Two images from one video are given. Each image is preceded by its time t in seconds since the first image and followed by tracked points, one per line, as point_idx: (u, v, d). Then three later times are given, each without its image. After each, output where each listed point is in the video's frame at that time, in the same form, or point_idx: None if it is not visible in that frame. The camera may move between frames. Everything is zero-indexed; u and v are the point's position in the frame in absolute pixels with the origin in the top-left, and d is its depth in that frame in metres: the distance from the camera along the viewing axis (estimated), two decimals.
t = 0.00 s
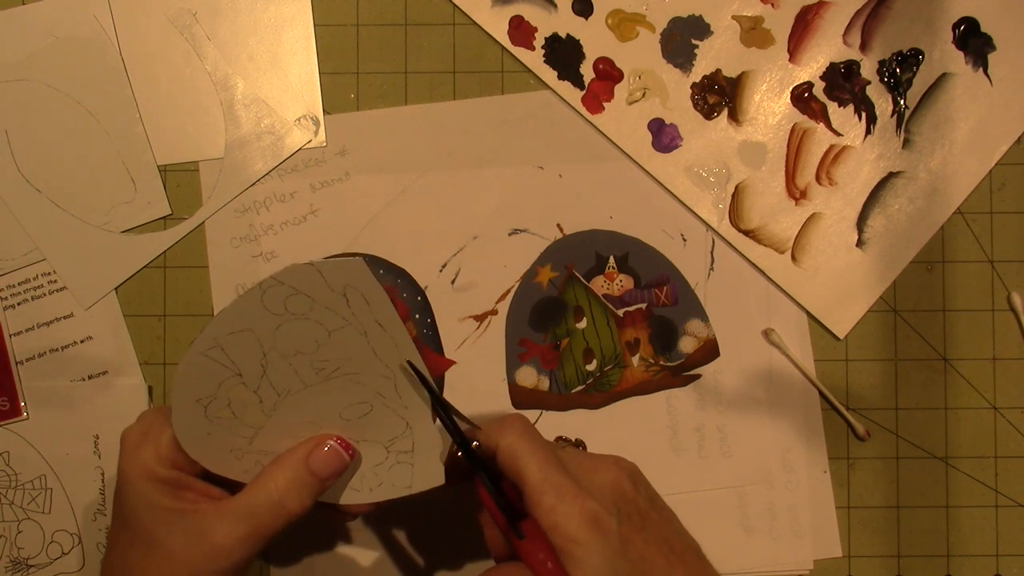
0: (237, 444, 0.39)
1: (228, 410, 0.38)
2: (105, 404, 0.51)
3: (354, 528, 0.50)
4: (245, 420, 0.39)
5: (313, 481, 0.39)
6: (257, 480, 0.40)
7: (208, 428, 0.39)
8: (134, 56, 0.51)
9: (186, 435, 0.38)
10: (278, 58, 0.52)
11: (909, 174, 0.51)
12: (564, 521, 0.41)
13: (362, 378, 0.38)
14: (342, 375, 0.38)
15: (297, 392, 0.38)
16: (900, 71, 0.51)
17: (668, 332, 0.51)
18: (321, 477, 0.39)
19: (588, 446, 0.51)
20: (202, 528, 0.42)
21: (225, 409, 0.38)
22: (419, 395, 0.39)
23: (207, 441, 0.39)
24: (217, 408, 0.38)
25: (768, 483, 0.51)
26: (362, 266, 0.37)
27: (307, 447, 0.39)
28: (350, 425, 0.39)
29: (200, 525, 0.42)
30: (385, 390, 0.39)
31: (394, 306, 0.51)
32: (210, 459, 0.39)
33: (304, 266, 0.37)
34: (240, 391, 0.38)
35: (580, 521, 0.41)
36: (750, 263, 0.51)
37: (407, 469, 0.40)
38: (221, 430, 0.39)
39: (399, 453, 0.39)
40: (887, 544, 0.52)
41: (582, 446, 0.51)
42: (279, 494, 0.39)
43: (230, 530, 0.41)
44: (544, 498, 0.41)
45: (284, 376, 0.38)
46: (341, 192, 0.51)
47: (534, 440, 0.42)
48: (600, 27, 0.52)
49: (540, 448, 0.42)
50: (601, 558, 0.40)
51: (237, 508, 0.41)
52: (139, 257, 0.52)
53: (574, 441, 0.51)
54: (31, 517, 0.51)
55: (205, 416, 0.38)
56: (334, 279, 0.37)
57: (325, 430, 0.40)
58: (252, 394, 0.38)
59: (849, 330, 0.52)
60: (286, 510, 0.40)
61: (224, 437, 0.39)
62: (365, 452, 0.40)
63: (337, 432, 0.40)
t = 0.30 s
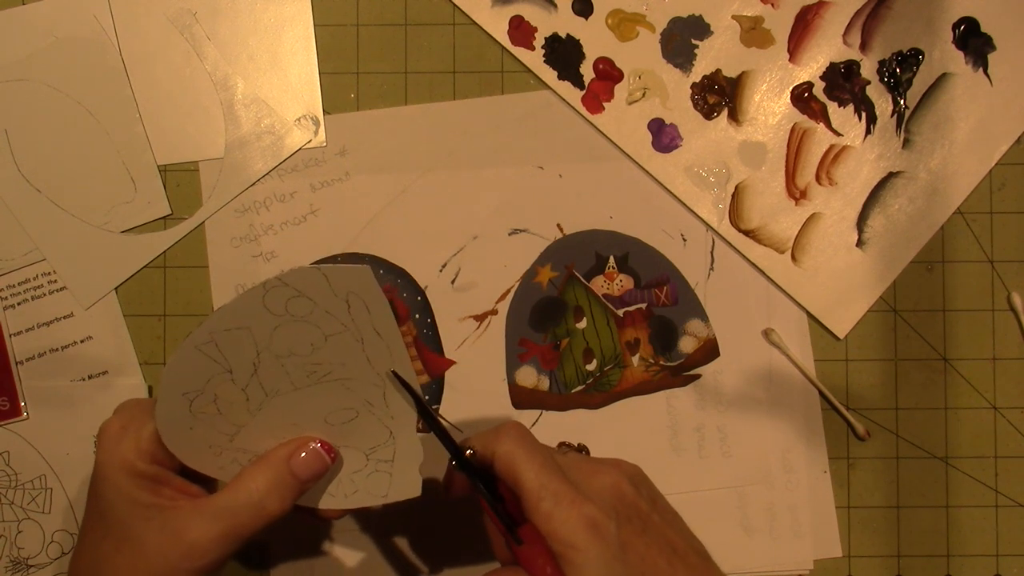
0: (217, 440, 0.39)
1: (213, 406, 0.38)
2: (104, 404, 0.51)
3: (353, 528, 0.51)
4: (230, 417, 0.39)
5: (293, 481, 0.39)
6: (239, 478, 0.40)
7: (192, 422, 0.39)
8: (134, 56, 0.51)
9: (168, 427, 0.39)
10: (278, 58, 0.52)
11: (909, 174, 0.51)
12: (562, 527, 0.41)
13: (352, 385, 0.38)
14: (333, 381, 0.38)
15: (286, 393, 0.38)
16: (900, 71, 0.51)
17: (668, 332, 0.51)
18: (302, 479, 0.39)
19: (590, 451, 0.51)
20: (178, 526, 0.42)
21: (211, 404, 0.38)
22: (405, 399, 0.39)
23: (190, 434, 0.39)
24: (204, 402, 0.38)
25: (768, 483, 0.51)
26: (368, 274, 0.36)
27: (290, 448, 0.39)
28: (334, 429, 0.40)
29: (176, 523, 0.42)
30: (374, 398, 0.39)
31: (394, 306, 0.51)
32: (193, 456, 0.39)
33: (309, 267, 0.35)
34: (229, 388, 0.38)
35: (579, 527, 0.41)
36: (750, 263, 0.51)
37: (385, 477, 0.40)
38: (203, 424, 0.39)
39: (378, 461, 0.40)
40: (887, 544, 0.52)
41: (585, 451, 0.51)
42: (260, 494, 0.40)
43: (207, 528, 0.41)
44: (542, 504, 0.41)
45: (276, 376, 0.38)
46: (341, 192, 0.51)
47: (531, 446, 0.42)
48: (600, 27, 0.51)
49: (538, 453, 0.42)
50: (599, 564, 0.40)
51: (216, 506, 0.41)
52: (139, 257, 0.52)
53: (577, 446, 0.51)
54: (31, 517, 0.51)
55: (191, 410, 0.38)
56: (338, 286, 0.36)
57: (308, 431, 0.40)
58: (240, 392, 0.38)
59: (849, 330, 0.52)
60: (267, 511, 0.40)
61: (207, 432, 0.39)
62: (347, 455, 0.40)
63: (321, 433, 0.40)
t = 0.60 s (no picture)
0: (216, 440, 0.39)
1: (214, 406, 0.38)
2: (104, 404, 0.51)
3: (352, 528, 0.51)
4: (228, 417, 0.39)
5: (289, 484, 0.39)
6: (236, 480, 0.40)
7: (192, 422, 0.39)
8: (134, 56, 0.51)
9: (168, 425, 0.39)
10: (278, 58, 0.52)
11: (909, 174, 0.51)
12: (567, 529, 0.41)
13: (353, 390, 0.38)
14: (334, 386, 0.38)
15: (286, 395, 0.38)
16: (900, 71, 0.51)
17: (668, 332, 0.51)
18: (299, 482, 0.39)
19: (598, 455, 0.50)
20: (175, 526, 0.42)
21: (211, 403, 0.38)
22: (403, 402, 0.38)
23: (190, 434, 0.39)
24: (205, 402, 0.38)
25: (768, 483, 0.51)
26: (374, 279, 0.36)
27: (287, 451, 0.39)
28: (333, 434, 0.39)
29: (173, 524, 0.42)
30: (375, 404, 0.38)
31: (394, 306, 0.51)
32: (190, 455, 0.39)
33: (316, 271, 0.36)
34: (230, 388, 0.38)
35: (586, 529, 0.41)
36: (750, 263, 0.51)
37: (381, 484, 0.40)
38: (203, 424, 0.39)
39: (375, 467, 0.39)
40: (887, 544, 0.52)
41: (592, 451, 0.50)
42: (256, 496, 0.40)
43: (204, 529, 0.41)
44: (548, 506, 0.41)
45: (277, 378, 0.38)
46: (341, 192, 0.52)
47: (536, 449, 0.42)
48: (599, 27, 0.52)
49: (543, 457, 0.42)
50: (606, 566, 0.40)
51: (212, 508, 0.41)
52: (139, 257, 0.52)
53: (583, 447, 0.51)
54: (31, 517, 0.51)
55: (191, 409, 0.38)
56: (343, 289, 0.36)
57: (307, 435, 0.40)
58: (241, 393, 0.38)
59: (849, 330, 0.52)
60: (265, 512, 0.40)
61: (205, 433, 0.39)
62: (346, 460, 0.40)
63: (319, 437, 0.40)
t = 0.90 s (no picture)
0: (230, 450, 0.40)
1: (226, 415, 0.38)
2: (104, 404, 0.51)
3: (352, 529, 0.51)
4: (241, 427, 0.39)
5: (298, 498, 0.39)
6: (247, 489, 0.40)
7: (205, 429, 0.39)
8: (134, 56, 0.51)
9: (182, 431, 0.39)
10: (278, 59, 0.52)
11: (909, 174, 0.51)
12: (561, 535, 0.41)
13: (364, 404, 0.38)
14: (344, 399, 0.38)
15: (297, 407, 0.38)
16: (900, 71, 0.51)
17: (668, 332, 0.51)
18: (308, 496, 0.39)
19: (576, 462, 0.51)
20: (183, 534, 0.42)
21: (224, 412, 0.38)
22: (415, 419, 0.38)
23: (203, 442, 0.39)
24: (218, 410, 0.38)
25: (768, 483, 0.51)
26: (383, 292, 0.35)
27: (297, 465, 0.40)
28: (344, 449, 0.40)
29: (180, 530, 0.42)
30: (385, 419, 0.38)
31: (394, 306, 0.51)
32: (204, 462, 0.40)
33: (325, 282, 0.35)
34: (242, 397, 0.38)
35: (579, 534, 0.41)
36: (750, 263, 0.51)
37: (392, 502, 0.40)
38: (216, 432, 0.39)
39: (387, 485, 0.40)
40: (887, 544, 0.52)
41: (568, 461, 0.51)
42: (265, 507, 0.40)
43: (211, 537, 0.42)
44: (540, 514, 0.41)
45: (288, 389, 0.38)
46: (341, 193, 0.52)
47: (525, 458, 0.43)
48: (599, 27, 0.52)
49: (532, 465, 0.43)
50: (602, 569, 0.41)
51: (221, 516, 0.41)
52: (139, 257, 0.52)
53: (561, 456, 0.51)
54: (31, 517, 0.51)
55: (204, 417, 0.38)
56: (353, 301, 0.35)
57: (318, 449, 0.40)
58: (253, 402, 0.38)
59: (849, 330, 0.52)
60: (271, 525, 0.41)
61: (217, 441, 0.39)
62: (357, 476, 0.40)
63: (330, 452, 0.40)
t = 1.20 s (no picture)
0: (258, 464, 0.39)
1: (252, 429, 0.38)
2: (104, 404, 0.51)
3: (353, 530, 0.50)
4: (268, 439, 0.38)
5: (325, 512, 0.39)
6: (274, 502, 0.40)
7: (231, 443, 0.38)
8: (133, 56, 0.51)
9: (208, 445, 0.38)
10: (278, 59, 0.52)
11: (909, 174, 0.51)
12: (567, 514, 0.42)
13: (386, 414, 0.37)
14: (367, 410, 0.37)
15: (321, 419, 0.38)
16: (900, 71, 0.51)
17: (668, 332, 0.51)
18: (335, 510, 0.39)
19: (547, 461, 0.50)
20: (211, 545, 0.42)
21: (249, 426, 0.38)
22: (438, 427, 0.38)
23: (230, 455, 0.38)
24: (242, 424, 0.38)
25: (768, 483, 0.51)
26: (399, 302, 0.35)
27: (324, 478, 0.39)
28: (370, 462, 0.39)
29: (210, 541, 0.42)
30: (408, 429, 0.38)
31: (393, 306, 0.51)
32: (232, 475, 0.39)
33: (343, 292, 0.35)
34: (266, 410, 0.37)
35: (583, 512, 0.43)
36: (750, 263, 0.51)
37: (419, 515, 0.39)
38: (243, 446, 0.38)
39: (413, 498, 0.39)
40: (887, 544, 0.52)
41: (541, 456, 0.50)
42: (292, 521, 0.40)
43: (239, 550, 0.42)
44: (543, 496, 0.42)
45: (311, 400, 0.37)
46: (340, 193, 0.52)
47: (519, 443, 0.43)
48: (599, 27, 0.52)
49: (527, 450, 0.43)
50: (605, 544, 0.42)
51: (248, 529, 0.41)
52: (138, 257, 0.52)
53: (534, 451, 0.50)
54: (31, 517, 0.51)
55: (231, 431, 0.38)
56: (370, 313, 0.35)
57: (344, 462, 0.39)
58: (277, 415, 0.37)
59: (849, 330, 0.52)
60: (298, 538, 0.40)
61: (245, 456, 0.39)
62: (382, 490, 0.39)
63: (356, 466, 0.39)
